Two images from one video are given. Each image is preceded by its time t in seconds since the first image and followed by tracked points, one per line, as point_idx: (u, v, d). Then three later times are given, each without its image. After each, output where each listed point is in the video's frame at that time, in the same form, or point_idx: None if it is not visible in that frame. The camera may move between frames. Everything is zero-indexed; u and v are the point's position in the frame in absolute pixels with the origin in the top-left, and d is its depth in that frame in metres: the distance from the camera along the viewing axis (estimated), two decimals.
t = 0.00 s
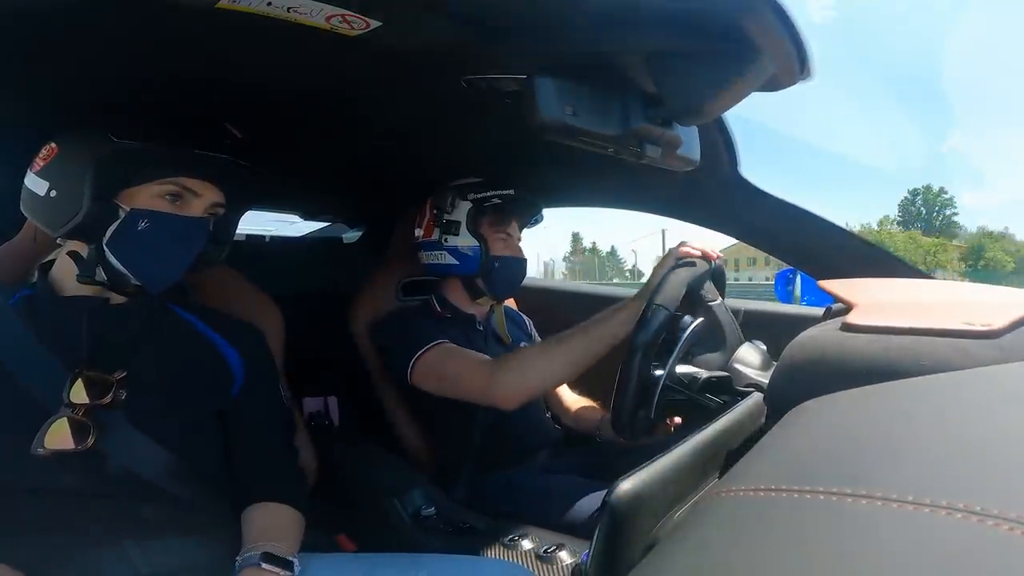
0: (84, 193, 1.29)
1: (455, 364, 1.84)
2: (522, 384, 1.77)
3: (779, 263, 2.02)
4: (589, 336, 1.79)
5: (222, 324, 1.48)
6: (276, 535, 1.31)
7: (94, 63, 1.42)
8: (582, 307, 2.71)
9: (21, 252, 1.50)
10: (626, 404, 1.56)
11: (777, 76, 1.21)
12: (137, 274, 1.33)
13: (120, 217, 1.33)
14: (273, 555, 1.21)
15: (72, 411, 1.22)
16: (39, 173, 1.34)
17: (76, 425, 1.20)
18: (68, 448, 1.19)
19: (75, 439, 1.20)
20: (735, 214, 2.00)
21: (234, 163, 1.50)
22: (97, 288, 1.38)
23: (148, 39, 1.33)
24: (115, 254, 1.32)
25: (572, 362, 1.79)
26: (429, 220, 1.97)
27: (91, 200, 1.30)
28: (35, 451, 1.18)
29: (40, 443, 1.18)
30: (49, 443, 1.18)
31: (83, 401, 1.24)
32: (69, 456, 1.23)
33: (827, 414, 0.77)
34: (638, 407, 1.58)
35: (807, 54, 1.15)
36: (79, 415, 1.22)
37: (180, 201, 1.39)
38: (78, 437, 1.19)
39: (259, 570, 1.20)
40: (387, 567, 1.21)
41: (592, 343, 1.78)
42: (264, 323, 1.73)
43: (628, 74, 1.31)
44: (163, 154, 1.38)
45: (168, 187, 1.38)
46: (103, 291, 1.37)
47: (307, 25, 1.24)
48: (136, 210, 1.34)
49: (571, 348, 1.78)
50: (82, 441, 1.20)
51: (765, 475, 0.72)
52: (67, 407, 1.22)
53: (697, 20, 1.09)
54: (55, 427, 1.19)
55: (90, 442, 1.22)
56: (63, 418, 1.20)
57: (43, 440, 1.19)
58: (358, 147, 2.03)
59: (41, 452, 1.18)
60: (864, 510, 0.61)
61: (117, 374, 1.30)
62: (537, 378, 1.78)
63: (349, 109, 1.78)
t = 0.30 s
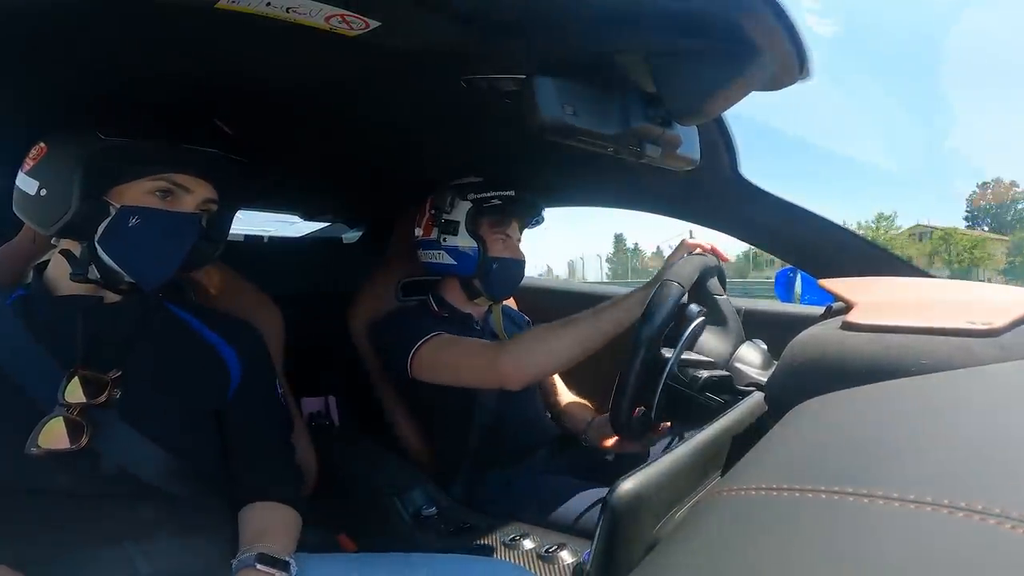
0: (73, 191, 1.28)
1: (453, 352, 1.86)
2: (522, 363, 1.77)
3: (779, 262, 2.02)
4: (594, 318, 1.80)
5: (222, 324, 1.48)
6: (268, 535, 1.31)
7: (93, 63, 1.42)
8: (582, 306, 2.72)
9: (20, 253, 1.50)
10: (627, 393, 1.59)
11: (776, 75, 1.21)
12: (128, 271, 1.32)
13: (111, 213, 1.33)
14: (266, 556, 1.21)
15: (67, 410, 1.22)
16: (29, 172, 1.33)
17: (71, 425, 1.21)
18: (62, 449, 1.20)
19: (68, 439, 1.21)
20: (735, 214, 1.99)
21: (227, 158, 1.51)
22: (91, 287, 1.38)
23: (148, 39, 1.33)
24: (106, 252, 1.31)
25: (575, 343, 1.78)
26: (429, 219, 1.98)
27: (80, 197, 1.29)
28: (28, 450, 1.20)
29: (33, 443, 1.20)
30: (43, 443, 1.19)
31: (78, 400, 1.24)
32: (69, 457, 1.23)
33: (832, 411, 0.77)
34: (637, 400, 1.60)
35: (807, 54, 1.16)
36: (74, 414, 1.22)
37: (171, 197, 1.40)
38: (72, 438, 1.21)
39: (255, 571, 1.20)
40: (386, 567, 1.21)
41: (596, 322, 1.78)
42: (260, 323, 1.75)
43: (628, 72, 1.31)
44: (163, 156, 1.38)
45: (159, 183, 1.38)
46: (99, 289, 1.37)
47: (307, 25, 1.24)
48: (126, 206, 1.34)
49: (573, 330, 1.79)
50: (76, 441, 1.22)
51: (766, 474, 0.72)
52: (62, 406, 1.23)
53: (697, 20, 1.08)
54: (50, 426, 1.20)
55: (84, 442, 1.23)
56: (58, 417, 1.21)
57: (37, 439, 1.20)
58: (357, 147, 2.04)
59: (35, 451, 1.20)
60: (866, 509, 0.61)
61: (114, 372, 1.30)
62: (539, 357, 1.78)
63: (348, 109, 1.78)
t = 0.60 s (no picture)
0: (57, 188, 1.27)
1: (451, 342, 1.87)
2: (521, 350, 1.78)
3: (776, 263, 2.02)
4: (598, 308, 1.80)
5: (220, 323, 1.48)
6: (260, 537, 1.30)
7: (90, 62, 1.42)
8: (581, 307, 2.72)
9: (16, 252, 1.50)
10: (622, 394, 1.59)
11: (774, 76, 1.22)
12: (119, 269, 1.33)
13: (97, 211, 1.32)
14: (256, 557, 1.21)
15: (57, 410, 1.23)
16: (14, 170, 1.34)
17: (61, 424, 1.21)
18: (54, 448, 1.20)
19: (57, 438, 1.21)
20: (734, 216, 1.99)
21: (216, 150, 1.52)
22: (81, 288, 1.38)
23: (147, 38, 1.32)
24: (93, 250, 1.31)
25: (576, 330, 1.78)
26: (429, 217, 1.99)
27: (65, 193, 1.28)
28: (18, 450, 1.20)
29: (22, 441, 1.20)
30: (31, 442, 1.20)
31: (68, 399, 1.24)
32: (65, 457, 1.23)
33: (830, 412, 0.77)
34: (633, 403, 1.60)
35: (806, 54, 1.17)
36: (64, 413, 1.23)
37: (157, 193, 1.40)
38: (62, 438, 1.21)
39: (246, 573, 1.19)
40: (384, 567, 1.21)
41: (599, 309, 1.78)
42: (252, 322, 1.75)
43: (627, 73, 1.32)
44: (161, 155, 1.38)
45: (144, 180, 1.37)
46: (89, 287, 1.37)
47: (307, 24, 1.24)
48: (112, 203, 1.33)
49: (574, 317, 1.79)
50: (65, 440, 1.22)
51: (763, 476, 0.72)
52: (52, 405, 1.23)
53: (697, 21, 1.09)
54: (41, 425, 1.20)
55: (75, 440, 1.23)
56: (49, 416, 1.21)
57: (27, 438, 1.20)
58: (356, 147, 2.04)
59: (24, 451, 1.20)
60: (861, 510, 0.61)
61: (104, 372, 1.31)
62: (540, 345, 1.78)
63: (348, 109, 1.78)
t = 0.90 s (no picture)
0: (36, 188, 1.25)
1: (447, 338, 1.87)
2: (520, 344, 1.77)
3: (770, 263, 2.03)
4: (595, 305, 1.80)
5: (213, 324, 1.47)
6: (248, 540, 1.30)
7: (82, 62, 1.41)
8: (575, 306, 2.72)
9: None
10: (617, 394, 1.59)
11: (768, 77, 1.22)
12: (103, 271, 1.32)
13: (79, 213, 1.31)
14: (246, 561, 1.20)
15: (44, 410, 1.22)
16: None
17: (49, 426, 1.21)
18: (41, 451, 1.20)
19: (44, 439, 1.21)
20: (728, 217, 1.99)
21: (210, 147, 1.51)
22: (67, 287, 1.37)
23: (141, 37, 1.32)
24: (77, 253, 1.31)
25: (573, 327, 1.78)
26: (424, 219, 1.99)
27: (44, 192, 1.26)
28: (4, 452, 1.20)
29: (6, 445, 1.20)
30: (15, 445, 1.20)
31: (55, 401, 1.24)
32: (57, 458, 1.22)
33: (825, 411, 0.78)
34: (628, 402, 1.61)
35: (799, 55, 1.18)
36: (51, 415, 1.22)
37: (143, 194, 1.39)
38: (50, 439, 1.21)
39: None
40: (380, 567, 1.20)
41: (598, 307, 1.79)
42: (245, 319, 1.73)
43: (622, 73, 1.32)
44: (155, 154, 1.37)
45: (127, 181, 1.36)
46: (75, 287, 1.36)
47: (302, 24, 1.24)
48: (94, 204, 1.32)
49: (572, 313, 1.79)
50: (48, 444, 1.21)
51: (758, 475, 0.72)
52: (39, 406, 1.23)
53: (691, 22, 1.09)
54: (28, 427, 1.20)
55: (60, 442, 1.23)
56: (36, 418, 1.21)
57: (13, 439, 1.20)
58: (351, 146, 2.03)
59: (11, 453, 1.20)
60: (855, 509, 0.62)
61: (91, 373, 1.30)
62: (538, 341, 1.78)
63: (343, 109, 1.78)
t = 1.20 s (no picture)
0: (34, 196, 1.24)
1: (448, 342, 1.88)
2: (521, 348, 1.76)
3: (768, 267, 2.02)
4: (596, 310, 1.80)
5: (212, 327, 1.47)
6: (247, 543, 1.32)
7: (81, 66, 1.41)
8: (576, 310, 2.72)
9: None
10: (616, 399, 1.58)
11: (767, 79, 1.23)
12: (102, 283, 1.32)
13: (78, 222, 1.31)
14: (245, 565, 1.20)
15: (42, 414, 1.21)
16: None
17: (47, 429, 1.20)
18: (39, 455, 1.19)
19: (42, 442, 1.20)
20: (727, 219, 1.99)
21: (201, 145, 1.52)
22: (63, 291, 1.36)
23: (140, 42, 1.32)
24: (75, 263, 1.31)
25: (574, 332, 1.78)
26: (426, 224, 1.99)
27: (41, 204, 1.24)
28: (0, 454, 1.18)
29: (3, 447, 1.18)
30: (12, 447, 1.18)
31: (54, 405, 1.23)
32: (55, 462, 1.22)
33: (824, 413, 0.78)
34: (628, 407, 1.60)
35: (797, 59, 1.17)
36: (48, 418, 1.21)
37: (142, 203, 1.39)
38: (49, 442, 1.20)
39: None
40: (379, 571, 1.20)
41: (599, 313, 1.78)
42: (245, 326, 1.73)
43: (620, 77, 1.32)
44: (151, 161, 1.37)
45: (127, 190, 1.36)
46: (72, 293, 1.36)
47: (301, 27, 1.24)
48: (93, 214, 1.32)
49: (574, 318, 1.79)
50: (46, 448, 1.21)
51: (756, 477, 0.72)
52: (37, 411, 1.21)
53: (690, 26, 1.09)
54: (26, 430, 1.19)
55: (57, 446, 1.22)
56: (35, 422, 1.20)
57: (11, 443, 1.18)
58: (351, 151, 2.04)
59: (8, 455, 1.18)
60: (854, 512, 0.62)
61: (88, 378, 1.30)
62: (540, 347, 1.78)
63: (342, 113, 1.78)
